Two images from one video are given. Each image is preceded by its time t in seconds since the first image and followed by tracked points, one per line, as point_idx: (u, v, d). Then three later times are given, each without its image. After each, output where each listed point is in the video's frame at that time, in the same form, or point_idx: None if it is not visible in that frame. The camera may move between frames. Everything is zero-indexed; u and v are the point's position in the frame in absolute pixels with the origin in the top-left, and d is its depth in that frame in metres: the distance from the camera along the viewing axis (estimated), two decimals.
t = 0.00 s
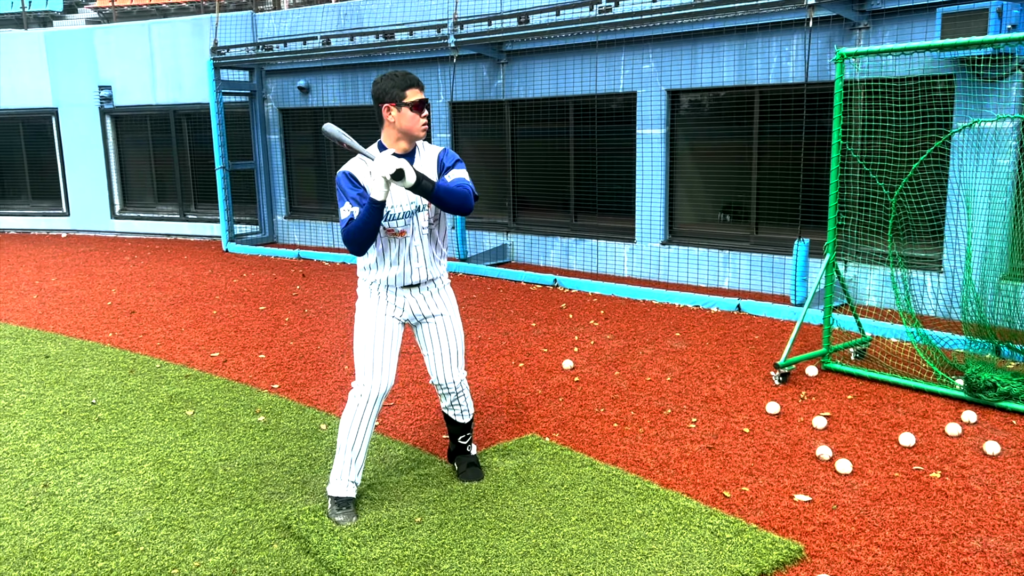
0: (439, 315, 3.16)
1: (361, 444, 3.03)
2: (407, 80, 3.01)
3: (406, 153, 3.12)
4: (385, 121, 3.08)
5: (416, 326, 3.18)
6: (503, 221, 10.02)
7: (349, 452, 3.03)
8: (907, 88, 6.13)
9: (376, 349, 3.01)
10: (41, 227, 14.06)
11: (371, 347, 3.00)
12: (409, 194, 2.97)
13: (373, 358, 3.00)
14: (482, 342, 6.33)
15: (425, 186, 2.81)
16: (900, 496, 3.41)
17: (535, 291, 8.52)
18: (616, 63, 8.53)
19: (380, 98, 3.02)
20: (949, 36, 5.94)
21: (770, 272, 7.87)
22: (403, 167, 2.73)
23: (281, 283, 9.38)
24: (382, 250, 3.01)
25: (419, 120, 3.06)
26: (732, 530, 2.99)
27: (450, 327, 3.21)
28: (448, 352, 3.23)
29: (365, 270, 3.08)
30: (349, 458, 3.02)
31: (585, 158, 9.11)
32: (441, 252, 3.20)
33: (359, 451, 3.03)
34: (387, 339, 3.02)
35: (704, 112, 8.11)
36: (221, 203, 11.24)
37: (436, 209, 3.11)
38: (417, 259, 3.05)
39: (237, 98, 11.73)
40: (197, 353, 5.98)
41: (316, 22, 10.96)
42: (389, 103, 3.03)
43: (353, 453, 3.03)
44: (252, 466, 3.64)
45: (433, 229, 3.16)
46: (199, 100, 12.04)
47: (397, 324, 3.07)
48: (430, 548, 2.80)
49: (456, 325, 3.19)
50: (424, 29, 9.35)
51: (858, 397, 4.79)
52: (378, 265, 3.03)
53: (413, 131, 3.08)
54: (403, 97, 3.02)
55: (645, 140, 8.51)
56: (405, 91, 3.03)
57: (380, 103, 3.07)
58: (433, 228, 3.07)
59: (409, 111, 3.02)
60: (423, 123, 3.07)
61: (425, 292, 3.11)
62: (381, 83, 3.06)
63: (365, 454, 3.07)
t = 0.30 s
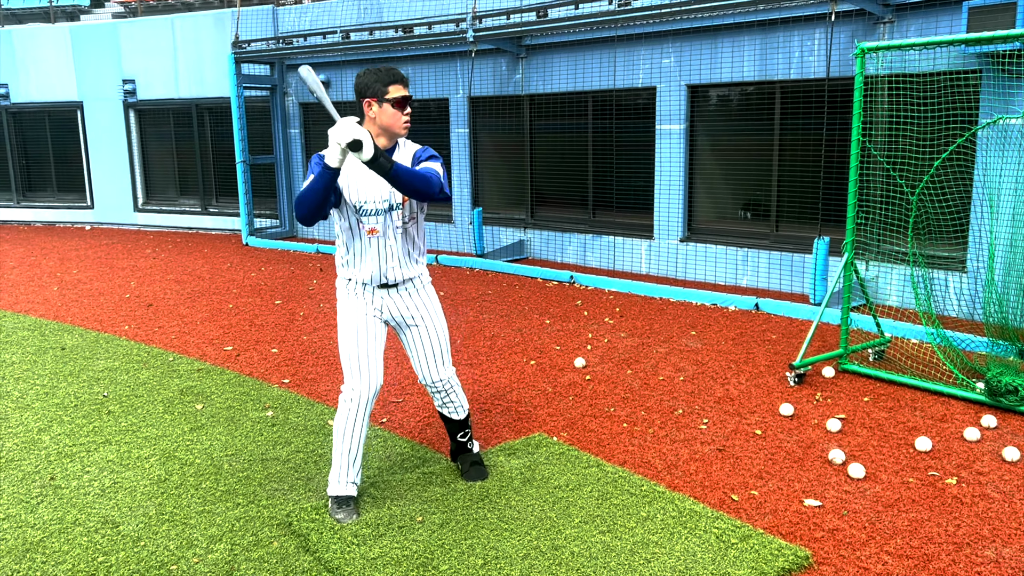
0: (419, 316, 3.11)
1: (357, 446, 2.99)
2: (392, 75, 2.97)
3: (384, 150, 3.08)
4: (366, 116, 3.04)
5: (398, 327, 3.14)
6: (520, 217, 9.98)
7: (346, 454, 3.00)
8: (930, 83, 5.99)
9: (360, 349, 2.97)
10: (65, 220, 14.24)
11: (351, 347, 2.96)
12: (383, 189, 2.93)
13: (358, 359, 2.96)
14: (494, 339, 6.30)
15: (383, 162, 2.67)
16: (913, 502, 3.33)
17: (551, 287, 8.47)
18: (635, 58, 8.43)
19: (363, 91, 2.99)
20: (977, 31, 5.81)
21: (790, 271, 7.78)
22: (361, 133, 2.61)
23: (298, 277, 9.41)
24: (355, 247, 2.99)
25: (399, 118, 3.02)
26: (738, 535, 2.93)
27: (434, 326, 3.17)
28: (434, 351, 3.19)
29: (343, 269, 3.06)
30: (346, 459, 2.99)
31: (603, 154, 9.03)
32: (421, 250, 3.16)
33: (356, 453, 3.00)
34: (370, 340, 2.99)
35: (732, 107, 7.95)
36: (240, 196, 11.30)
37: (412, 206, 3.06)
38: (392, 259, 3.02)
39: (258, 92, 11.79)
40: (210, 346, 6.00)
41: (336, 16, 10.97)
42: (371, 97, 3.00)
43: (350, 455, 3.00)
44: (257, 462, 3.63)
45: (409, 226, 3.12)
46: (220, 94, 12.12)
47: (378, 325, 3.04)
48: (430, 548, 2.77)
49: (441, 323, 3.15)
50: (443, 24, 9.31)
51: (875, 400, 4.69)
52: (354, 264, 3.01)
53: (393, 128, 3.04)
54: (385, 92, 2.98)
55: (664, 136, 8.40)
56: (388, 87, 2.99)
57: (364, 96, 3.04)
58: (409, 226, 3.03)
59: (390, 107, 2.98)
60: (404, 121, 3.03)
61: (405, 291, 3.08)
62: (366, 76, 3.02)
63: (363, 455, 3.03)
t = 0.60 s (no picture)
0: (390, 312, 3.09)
1: (350, 442, 3.01)
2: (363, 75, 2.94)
3: (353, 150, 3.07)
4: (336, 114, 3.01)
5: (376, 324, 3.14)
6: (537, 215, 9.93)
7: (339, 453, 3.02)
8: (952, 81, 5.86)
9: (335, 348, 2.99)
10: (89, 215, 14.41)
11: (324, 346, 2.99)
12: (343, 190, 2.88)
13: (335, 357, 2.99)
14: (506, 338, 6.27)
15: (318, 167, 2.56)
16: (925, 511, 3.26)
17: (566, 286, 8.42)
18: (654, 55, 8.35)
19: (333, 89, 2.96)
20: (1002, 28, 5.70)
21: (809, 271, 7.67)
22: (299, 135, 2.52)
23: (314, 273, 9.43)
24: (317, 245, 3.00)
25: (370, 118, 3.00)
26: (741, 542, 2.88)
27: (408, 321, 3.13)
28: (412, 347, 3.15)
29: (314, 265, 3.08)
30: (340, 458, 3.01)
31: (621, 152, 8.96)
32: (393, 245, 3.11)
33: (351, 450, 3.03)
34: (346, 339, 3.00)
35: (754, 105, 7.83)
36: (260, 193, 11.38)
37: (376, 207, 2.98)
38: (353, 257, 2.99)
39: (277, 89, 11.83)
40: (223, 342, 6.03)
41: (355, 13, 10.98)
42: (341, 97, 2.96)
43: (343, 453, 3.02)
44: (261, 460, 3.63)
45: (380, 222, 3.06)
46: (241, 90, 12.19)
47: (355, 325, 3.04)
48: (429, 551, 2.75)
49: (412, 319, 3.10)
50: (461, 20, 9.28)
51: (890, 404, 4.60)
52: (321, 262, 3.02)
53: (364, 128, 3.02)
54: (355, 92, 2.95)
55: (682, 134, 8.32)
56: (358, 86, 2.96)
57: (334, 94, 3.00)
58: (369, 227, 2.97)
59: (360, 108, 2.96)
60: (375, 122, 3.01)
61: (374, 288, 3.06)
62: (337, 73, 2.98)
63: (357, 453, 3.06)
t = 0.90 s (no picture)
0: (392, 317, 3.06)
1: (357, 442, 3.02)
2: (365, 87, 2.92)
3: (353, 161, 3.06)
4: (337, 124, 3.01)
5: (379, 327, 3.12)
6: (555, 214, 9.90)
7: (347, 453, 3.03)
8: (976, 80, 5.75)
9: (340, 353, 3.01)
10: (113, 212, 14.58)
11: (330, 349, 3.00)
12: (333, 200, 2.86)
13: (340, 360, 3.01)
14: (521, 338, 6.25)
15: (268, 183, 2.57)
16: (941, 518, 3.20)
17: (583, 285, 8.38)
18: (673, 53, 8.29)
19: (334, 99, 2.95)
20: None
21: (830, 272, 7.58)
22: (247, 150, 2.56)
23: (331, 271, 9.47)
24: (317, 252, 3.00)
25: (370, 130, 2.98)
26: (751, 548, 2.85)
27: (410, 324, 3.11)
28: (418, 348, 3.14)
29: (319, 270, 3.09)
30: (348, 458, 3.02)
31: (639, 151, 8.90)
32: (395, 249, 3.07)
33: (359, 449, 3.04)
34: (352, 341, 3.01)
35: (775, 104, 7.75)
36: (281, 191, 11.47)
37: (371, 216, 2.94)
38: (351, 264, 2.97)
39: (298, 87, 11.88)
40: (239, 340, 6.07)
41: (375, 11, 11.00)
42: (342, 108, 2.96)
43: (351, 454, 3.03)
44: (272, 458, 3.64)
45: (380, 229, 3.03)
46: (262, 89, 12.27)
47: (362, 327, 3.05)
48: (435, 553, 2.75)
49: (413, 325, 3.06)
50: (479, 18, 9.28)
51: (908, 409, 4.53)
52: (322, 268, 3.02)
53: (363, 140, 3.01)
54: (355, 104, 2.94)
55: (701, 133, 8.26)
56: (359, 98, 2.94)
57: (336, 103, 3.00)
58: (366, 237, 2.93)
59: (360, 119, 2.94)
60: (375, 134, 2.99)
61: (375, 294, 3.04)
62: (340, 83, 2.98)
63: (365, 452, 3.07)
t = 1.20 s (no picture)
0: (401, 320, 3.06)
1: (358, 443, 3.03)
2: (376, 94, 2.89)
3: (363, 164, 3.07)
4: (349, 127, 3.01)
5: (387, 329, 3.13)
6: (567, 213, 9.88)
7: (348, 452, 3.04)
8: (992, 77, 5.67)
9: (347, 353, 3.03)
10: (131, 210, 14.72)
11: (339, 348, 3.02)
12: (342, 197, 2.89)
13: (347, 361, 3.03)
14: (529, 337, 6.25)
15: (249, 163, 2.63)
16: (944, 524, 3.16)
17: (594, 285, 8.36)
18: (686, 51, 8.23)
19: (347, 103, 2.93)
20: None
21: (843, 273, 7.51)
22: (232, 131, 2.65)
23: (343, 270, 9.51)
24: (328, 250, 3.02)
25: (381, 136, 2.98)
26: (748, 553, 2.83)
27: (420, 327, 3.11)
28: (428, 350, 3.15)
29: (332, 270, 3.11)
30: (348, 457, 3.03)
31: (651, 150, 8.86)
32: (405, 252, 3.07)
33: (360, 449, 3.04)
34: (360, 341, 3.03)
35: (788, 102, 7.68)
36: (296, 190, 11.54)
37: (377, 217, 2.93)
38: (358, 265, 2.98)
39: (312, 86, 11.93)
40: (248, 338, 6.11)
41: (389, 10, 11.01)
42: (354, 113, 2.94)
43: (352, 454, 3.03)
44: (274, 457, 3.66)
45: (389, 230, 3.02)
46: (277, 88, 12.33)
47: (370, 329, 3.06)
48: (429, 553, 2.75)
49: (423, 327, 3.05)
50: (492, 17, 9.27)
51: (917, 412, 4.47)
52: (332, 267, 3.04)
53: (375, 145, 3.01)
54: (366, 110, 2.92)
55: (713, 132, 8.21)
56: (371, 104, 2.92)
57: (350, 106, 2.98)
58: (371, 237, 2.93)
59: (371, 126, 2.94)
60: (386, 139, 2.99)
61: (383, 295, 3.04)
62: (353, 85, 2.96)
63: (365, 452, 3.07)
